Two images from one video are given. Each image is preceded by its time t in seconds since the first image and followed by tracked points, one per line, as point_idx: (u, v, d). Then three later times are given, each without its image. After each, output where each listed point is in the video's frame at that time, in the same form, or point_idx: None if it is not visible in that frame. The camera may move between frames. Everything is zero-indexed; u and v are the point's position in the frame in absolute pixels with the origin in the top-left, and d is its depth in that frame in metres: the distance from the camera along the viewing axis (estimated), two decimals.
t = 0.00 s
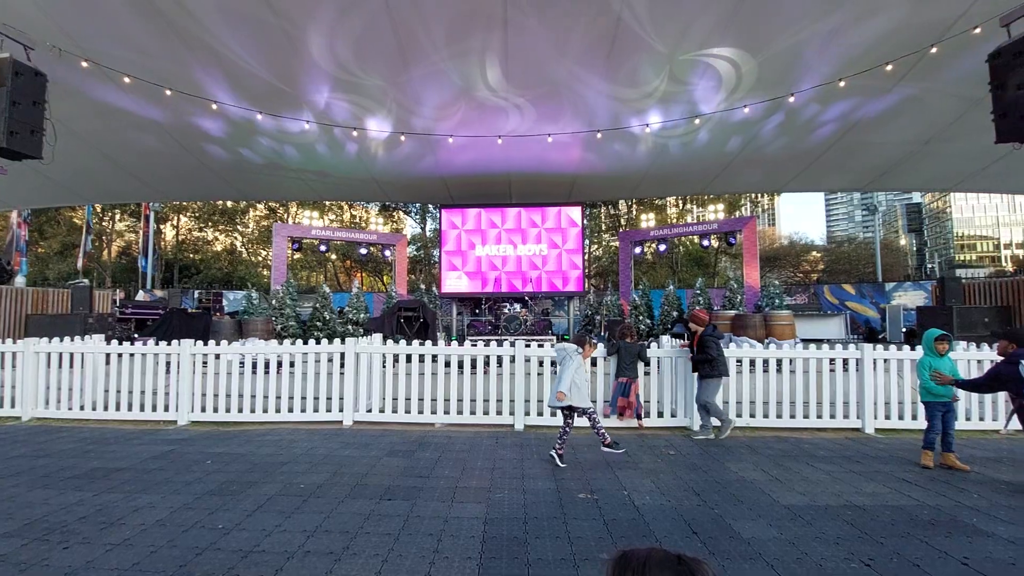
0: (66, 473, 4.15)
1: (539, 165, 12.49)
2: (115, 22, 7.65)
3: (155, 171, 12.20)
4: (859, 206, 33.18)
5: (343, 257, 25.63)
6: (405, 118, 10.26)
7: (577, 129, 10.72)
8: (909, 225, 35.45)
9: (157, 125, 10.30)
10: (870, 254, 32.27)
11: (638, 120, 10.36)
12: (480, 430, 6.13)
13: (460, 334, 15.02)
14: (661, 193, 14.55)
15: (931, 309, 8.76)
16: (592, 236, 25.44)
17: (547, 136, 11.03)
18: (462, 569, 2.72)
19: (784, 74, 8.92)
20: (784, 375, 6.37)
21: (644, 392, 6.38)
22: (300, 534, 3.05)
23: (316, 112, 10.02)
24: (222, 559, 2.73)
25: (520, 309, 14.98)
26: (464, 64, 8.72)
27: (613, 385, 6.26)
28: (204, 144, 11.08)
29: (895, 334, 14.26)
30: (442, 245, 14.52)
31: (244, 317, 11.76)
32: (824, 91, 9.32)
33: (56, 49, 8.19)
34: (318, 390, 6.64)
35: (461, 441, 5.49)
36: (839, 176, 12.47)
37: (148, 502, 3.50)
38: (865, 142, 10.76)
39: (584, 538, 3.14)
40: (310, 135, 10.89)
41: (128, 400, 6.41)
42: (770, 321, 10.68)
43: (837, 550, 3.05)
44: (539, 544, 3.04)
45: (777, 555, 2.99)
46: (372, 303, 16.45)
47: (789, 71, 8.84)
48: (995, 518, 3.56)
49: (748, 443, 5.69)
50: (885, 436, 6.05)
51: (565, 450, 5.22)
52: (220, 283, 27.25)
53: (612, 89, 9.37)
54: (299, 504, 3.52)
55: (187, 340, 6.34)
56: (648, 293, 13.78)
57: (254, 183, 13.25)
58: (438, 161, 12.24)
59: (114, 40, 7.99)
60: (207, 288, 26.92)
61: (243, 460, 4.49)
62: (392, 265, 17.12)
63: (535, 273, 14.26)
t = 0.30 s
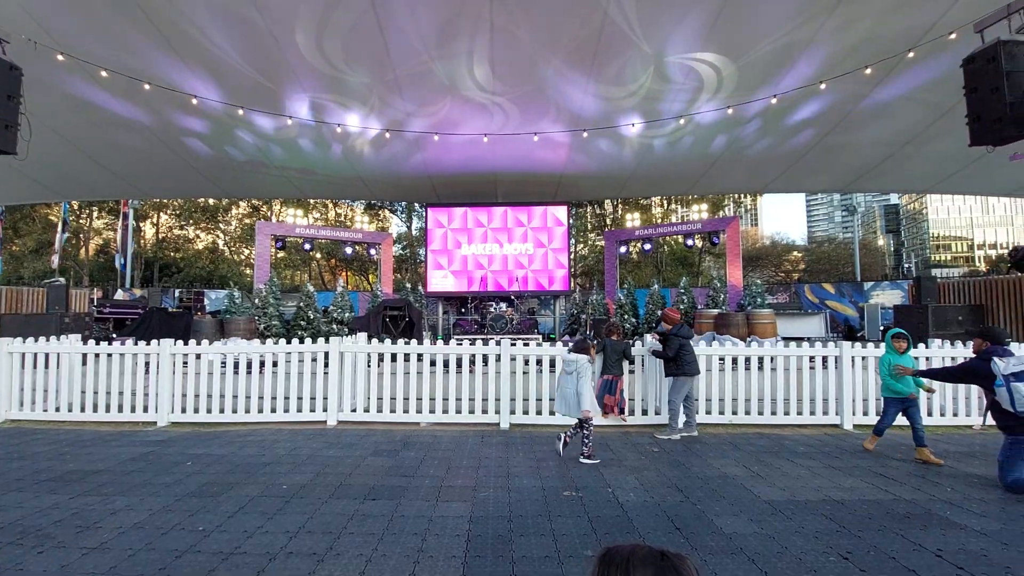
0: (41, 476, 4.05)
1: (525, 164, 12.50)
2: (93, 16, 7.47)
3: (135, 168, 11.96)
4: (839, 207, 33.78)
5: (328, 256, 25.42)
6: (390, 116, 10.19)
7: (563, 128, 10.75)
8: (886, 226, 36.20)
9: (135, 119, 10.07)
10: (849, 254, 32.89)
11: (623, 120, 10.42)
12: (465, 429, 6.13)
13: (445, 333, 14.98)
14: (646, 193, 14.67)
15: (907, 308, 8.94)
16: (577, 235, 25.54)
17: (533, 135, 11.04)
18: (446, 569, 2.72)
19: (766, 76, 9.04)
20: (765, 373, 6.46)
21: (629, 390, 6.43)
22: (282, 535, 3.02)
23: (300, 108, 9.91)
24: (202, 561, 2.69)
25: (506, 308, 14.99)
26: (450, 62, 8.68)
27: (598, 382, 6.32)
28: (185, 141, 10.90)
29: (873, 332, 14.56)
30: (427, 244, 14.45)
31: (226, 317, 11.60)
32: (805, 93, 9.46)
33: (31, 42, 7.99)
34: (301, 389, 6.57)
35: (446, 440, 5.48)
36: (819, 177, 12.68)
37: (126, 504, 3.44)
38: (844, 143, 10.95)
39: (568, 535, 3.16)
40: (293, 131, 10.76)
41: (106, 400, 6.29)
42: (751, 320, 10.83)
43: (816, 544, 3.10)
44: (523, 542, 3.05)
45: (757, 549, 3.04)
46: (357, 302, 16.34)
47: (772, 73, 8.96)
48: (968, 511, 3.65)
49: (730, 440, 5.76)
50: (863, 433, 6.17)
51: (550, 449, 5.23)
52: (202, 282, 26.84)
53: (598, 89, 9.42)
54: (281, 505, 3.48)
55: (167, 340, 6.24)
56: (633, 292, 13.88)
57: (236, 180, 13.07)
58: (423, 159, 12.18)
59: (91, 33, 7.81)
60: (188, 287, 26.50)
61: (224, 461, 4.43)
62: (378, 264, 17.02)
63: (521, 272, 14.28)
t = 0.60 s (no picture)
0: (16, 478, 3.97)
1: (512, 163, 12.50)
2: (71, 8, 7.30)
3: (114, 163, 11.74)
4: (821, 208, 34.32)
5: (313, 254, 25.20)
6: (376, 113, 10.11)
7: (550, 128, 10.77)
8: (866, 228, 36.87)
9: (114, 114, 9.88)
10: (830, 254, 33.45)
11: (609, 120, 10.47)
12: (451, 428, 6.12)
13: (432, 332, 14.93)
14: (632, 194, 14.76)
15: (886, 308, 9.11)
16: (564, 235, 25.62)
17: (519, 134, 11.04)
18: (431, 568, 2.72)
19: (751, 79, 9.15)
20: (747, 372, 6.56)
21: (614, 389, 6.47)
22: (265, 536, 2.99)
23: (283, 104, 9.79)
24: (183, 563, 2.66)
25: (493, 307, 14.99)
26: (437, 60, 8.65)
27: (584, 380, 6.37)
28: (166, 136, 10.72)
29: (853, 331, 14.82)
30: (414, 243, 14.38)
31: (208, 315, 11.42)
32: (789, 96, 9.59)
33: (6, 33, 7.79)
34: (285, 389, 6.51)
35: (431, 439, 5.47)
36: (802, 178, 12.87)
37: (105, 506, 3.39)
38: (826, 146, 11.13)
39: (552, 533, 3.18)
40: (278, 127, 10.63)
41: (84, 401, 6.17)
42: (735, 319, 10.96)
43: (795, 540, 3.16)
44: (509, 540, 3.06)
45: (737, 545, 3.09)
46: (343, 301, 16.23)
47: (756, 76, 9.07)
48: (942, 506, 3.75)
49: (713, 437, 5.84)
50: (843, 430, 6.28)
51: (536, 447, 5.25)
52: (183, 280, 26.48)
53: (585, 89, 9.45)
54: (265, 505, 3.45)
55: (147, 339, 6.13)
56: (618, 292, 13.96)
57: (219, 176, 12.89)
58: (409, 157, 12.11)
59: (68, 24, 7.62)
60: (169, 285, 26.10)
61: (206, 462, 4.38)
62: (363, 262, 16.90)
63: (508, 271, 14.31)
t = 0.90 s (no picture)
0: None
1: (501, 161, 12.49)
2: None
3: (96, 157, 11.52)
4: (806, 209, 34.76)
5: (300, 251, 24.98)
6: (364, 109, 10.03)
7: (539, 126, 10.78)
8: (850, 228, 37.41)
9: (95, 106, 9.69)
10: (814, 254, 33.90)
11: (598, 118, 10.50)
12: (439, 426, 6.11)
13: (420, 329, 14.88)
14: (620, 192, 14.83)
15: (868, 307, 9.25)
16: (553, 233, 25.67)
17: (508, 131, 11.03)
18: (417, 565, 2.71)
19: (738, 79, 9.22)
20: (732, 369, 6.63)
21: (601, 387, 6.51)
22: (249, 535, 2.97)
23: (270, 99, 9.67)
24: (166, 562, 2.63)
25: (481, 305, 14.98)
26: (426, 57, 8.61)
27: (573, 379, 6.39)
28: (149, 130, 10.54)
29: (836, 330, 15.04)
30: (402, 240, 14.30)
31: (192, 312, 11.26)
32: (776, 96, 9.69)
33: None
34: (271, 387, 6.44)
35: (418, 437, 5.46)
36: (787, 178, 13.02)
37: (85, 505, 3.33)
38: (811, 146, 11.27)
39: (539, 530, 3.19)
40: (264, 122, 10.51)
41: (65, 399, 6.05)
42: (721, 317, 11.06)
43: (778, 535, 3.20)
44: (495, 538, 3.06)
45: (721, 540, 3.12)
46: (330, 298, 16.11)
47: (743, 76, 9.15)
48: (920, 501, 3.83)
49: (698, 434, 5.90)
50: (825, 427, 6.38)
51: (523, 445, 5.26)
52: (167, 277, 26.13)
53: (574, 87, 9.47)
54: (249, 504, 3.43)
55: (129, 336, 6.04)
56: (606, 290, 14.02)
57: (204, 172, 12.72)
58: (398, 154, 12.05)
59: (47, 13, 7.44)
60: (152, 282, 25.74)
61: (190, 460, 4.33)
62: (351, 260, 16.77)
63: (496, 269, 14.27)
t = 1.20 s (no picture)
0: None
1: (492, 154, 12.44)
2: None
3: (80, 147, 11.33)
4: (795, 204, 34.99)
5: (290, 243, 24.79)
6: (353, 100, 9.94)
7: (529, 119, 10.74)
8: (838, 223, 37.77)
9: (80, 95, 9.51)
10: (802, 249, 34.22)
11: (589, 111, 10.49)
12: (429, 419, 6.12)
13: (410, 322, 14.84)
14: (611, 186, 14.84)
15: (853, 300, 9.35)
16: (544, 227, 25.67)
17: (499, 124, 10.98)
18: (404, 556, 2.73)
19: (729, 73, 9.24)
20: (720, 362, 6.69)
21: (590, 379, 6.56)
22: (236, 527, 2.97)
23: (257, 89, 9.56)
24: (152, 555, 2.62)
25: (472, 298, 14.96)
26: (417, 47, 8.53)
27: (563, 372, 6.40)
28: (137, 120, 10.40)
29: (823, 324, 15.22)
30: (393, 233, 14.22)
31: (179, 304, 11.15)
32: (766, 91, 9.73)
33: None
34: (259, 380, 6.41)
35: (408, 429, 5.47)
36: (777, 173, 13.10)
37: (69, 499, 3.31)
38: (800, 142, 11.34)
39: (526, 521, 3.21)
40: (253, 113, 10.38)
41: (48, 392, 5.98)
42: (709, 311, 11.16)
43: (760, 524, 3.26)
44: (482, 529, 3.09)
45: (706, 530, 3.16)
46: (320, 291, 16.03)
47: (732, 71, 9.17)
48: (900, 491, 3.91)
49: (685, 426, 5.96)
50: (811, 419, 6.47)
51: (512, 437, 5.29)
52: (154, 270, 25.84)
53: (565, 79, 9.43)
54: (236, 497, 3.42)
55: (115, 328, 5.97)
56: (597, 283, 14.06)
57: (191, 162, 12.55)
58: (388, 146, 11.96)
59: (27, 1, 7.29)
60: (138, 274, 25.45)
61: (178, 453, 4.31)
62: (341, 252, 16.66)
63: (488, 263, 14.27)
